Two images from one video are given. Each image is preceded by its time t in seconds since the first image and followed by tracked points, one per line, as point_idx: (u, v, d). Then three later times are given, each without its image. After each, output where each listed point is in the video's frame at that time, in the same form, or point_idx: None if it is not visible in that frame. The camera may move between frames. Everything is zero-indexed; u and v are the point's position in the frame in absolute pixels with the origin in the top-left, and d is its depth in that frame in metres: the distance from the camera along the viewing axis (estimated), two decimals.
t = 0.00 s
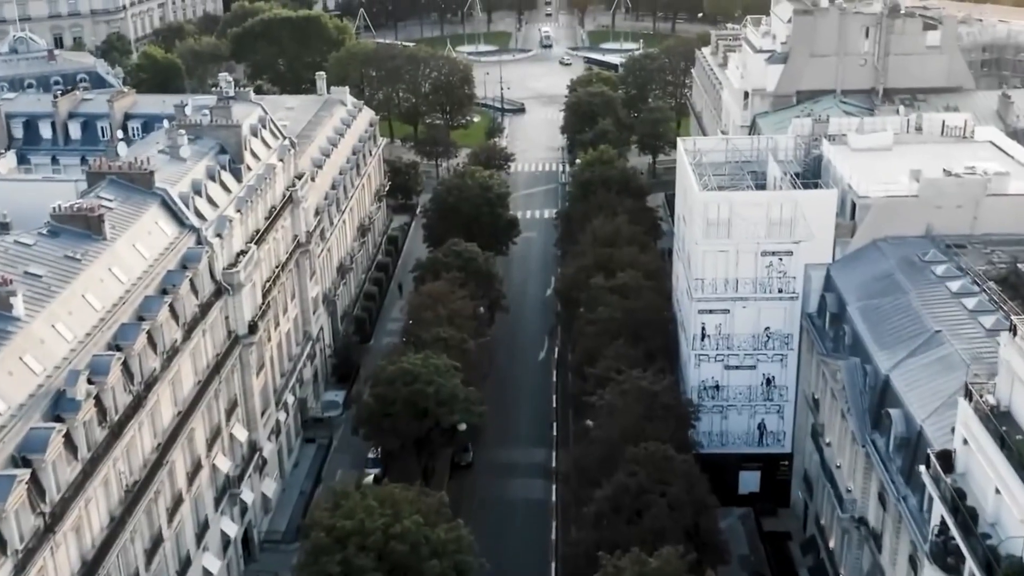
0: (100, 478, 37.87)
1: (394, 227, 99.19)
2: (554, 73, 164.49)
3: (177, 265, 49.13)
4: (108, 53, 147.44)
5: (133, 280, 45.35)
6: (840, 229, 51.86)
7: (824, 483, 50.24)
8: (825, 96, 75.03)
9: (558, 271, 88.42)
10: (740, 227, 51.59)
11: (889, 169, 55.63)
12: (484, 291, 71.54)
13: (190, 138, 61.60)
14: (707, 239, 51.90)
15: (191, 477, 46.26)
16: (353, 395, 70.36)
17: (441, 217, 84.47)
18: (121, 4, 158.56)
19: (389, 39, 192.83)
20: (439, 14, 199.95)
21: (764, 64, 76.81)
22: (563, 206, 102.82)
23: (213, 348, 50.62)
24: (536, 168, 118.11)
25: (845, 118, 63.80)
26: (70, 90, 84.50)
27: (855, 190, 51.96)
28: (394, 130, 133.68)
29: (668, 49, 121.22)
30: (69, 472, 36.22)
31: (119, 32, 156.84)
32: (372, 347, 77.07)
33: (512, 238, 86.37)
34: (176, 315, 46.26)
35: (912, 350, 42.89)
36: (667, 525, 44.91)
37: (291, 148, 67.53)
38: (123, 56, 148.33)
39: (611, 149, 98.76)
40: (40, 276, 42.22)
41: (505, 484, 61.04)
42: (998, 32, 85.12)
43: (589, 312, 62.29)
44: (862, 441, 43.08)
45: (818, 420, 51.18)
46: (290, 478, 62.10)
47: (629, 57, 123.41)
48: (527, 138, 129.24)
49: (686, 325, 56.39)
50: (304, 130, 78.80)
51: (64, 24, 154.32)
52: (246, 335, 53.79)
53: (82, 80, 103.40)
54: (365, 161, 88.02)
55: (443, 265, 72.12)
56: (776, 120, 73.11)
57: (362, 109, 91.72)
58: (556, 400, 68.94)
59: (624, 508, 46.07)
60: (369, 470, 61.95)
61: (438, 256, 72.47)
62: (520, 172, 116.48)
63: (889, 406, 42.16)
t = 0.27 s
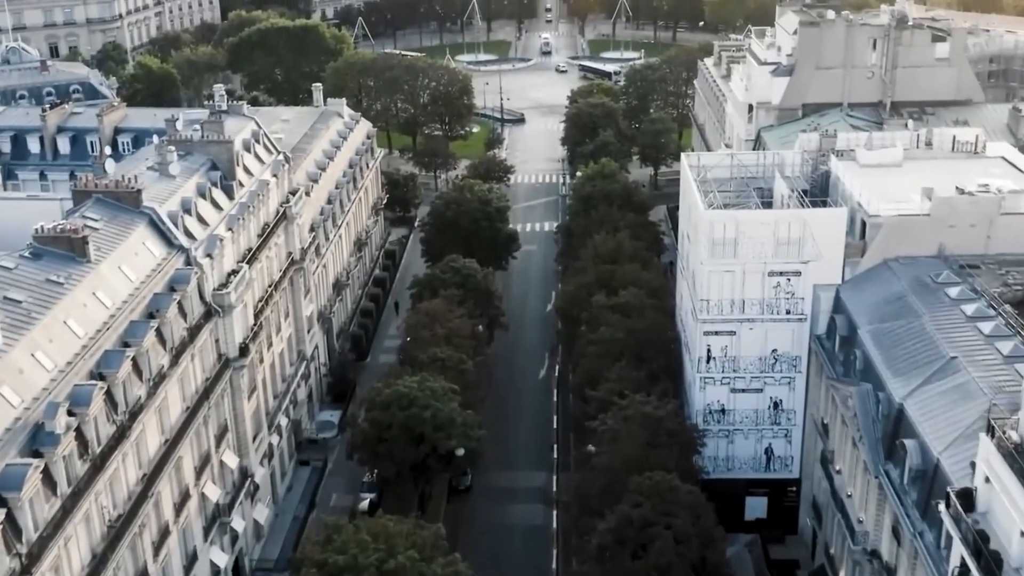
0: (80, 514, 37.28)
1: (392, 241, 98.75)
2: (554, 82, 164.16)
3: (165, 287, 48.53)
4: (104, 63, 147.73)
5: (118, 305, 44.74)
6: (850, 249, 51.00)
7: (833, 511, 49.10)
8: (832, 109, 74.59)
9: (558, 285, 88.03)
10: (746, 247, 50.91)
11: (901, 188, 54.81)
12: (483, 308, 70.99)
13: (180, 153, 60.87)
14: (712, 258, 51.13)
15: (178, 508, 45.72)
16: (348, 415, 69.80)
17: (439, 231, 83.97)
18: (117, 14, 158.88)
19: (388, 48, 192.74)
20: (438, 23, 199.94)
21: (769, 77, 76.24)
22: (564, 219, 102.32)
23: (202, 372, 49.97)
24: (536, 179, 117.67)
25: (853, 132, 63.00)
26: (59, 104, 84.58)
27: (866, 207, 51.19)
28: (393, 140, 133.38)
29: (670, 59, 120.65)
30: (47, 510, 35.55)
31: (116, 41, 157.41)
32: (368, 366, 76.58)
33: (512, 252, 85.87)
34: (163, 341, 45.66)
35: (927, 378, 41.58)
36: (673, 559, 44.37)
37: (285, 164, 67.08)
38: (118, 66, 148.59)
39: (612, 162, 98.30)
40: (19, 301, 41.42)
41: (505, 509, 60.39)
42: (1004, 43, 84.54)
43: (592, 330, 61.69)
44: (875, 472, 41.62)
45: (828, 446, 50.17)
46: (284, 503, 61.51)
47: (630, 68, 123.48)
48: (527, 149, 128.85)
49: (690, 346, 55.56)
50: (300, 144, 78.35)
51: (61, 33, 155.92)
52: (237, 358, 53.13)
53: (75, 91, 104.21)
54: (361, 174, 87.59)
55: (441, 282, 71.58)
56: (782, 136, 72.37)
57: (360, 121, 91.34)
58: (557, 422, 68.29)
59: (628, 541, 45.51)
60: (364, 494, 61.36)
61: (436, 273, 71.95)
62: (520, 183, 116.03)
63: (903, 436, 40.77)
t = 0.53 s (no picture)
0: (59, 553, 36.72)
1: (390, 255, 98.36)
2: (555, 92, 163.76)
3: (152, 310, 47.86)
4: (100, 72, 148.15)
5: (101, 331, 43.99)
6: (860, 269, 50.13)
7: (844, 541, 48.18)
8: (839, 122, 74.11)
9: (558, 300, 87.59)
10: (752, 268, 50.22)
11: (914, 206, 53.99)
12: (481, 325, 70.45)
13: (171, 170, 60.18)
14: (718, 279, 50.49)
15: (164, 541, 45.19)
16: (343, 435, 69.26)
17: (438, 246, 83.39)
18: (113, 23, 161.50)
19: (387, 58, 192.66)
20: (437, 32, 199.89)
21: (775, 90, 76.26)
22: (565, 232, 101.82)
23: (190, 398, 49.32)
24: (536, 192, 117.10)
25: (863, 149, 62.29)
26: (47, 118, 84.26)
27: (875, 228, 50.39)
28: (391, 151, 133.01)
29: (673, 70, 119.97)
30: (24, 551, 34.88)
31: (111, 51, 159.50)
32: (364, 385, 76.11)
33: (512, 267, 85.37)
34: (148, 367, 45.01)
35: (943, 407, 40.61)
36: None
37: (278, 179, 66.42)
38: (114, 75, 148.96)
39: (613, 175, 97.76)
40: None
41: (504, 536, 59.69)
42: (1012, 54, 82.41)
43: (594, 351, 61.12)
44: (890, 505, 40.73)
45: (838, 473, 49.21)
46: (277, 528, 60.95)
47: (632, 79, 122.81)
48: (528, 161, 128.40)
49: (696, 370, 54.73)
50: (295, 157, 77.72)
51: (56, 42, 157.91)
52: (227, 382, 52.53)
53: (68, 102, 104.71)
54: (358, 188, 87.18)
55: (438, 299, 70.99)
56: (790, 152, 71.90)
57: (357, 133, 90.91)
58: (558, 444, 67.62)
59: None
60: (358, 520, 60.79)
61: (434, 290, 71.39)
62: (521, 196, 115.49)
63: (920, 468, 39.88)
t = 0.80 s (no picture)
0: None
1: (387, 270, 97.91)
2: (555, 102, 163.45)
3: (137, 334, 47.16)
4: (95, 81, 147.93)
5: (82, 359, 43.15)
6: (872, 291, 49.44)
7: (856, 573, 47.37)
8: (846, 136, 73.53)
9: (558, 316, 87.11)
10: (760, 290, 49.71)
11: (929, 225, 53.35)
12: (479, 344, 69.88)
13: (160, 188, 59.38)
14: (725, 301, 49.97)
15: None
16: (338, 458, 68.65)
17: (437, 262, 82.83)
18: (109, 32, 161.65)
19: (386, 68, 192.37)
20: (437, 41, 199.71)
21: (780, 103, 75.16)
22: (566, 246, 101.33)
23: (178, 426, 48.72)
24: (536, 204, 116.57)
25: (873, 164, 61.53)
26: (36, 133, 85.07)
27: (888, 247, 49.75)
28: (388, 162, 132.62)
29: (676, 81, 119.63)
30: None
31: (107, 60, 159.67)
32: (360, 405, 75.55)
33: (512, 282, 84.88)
34: (133, 396, 44.37)
35: (961, 439, 39.76)
36: None
37: (271, 197, 65.80)
38: (110, 84, 148.96)
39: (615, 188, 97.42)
40: None
41: (501, 563, 59.02)
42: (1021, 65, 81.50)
43: (596, 372, 60.51)
44: (905, 541, 39.90)
45: (849, 503, 48.46)
46: (269, 556, 60.31)
47: (634, 90, 122.66)
48: (527, 172, 127.97)
49: (702, 394, 54.03)
50: (291, 172, 77.21)
51: (51, 51, 157.97)
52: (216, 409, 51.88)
53: (60, 114, 108.19)
54: (354, 202, 86.64)
55: (436, 318, 70.47)
56: (795, 168, 70.82)
57: (354, 146, 90.49)
58: (557, 467, 66.97)
59: None
60: (352, 547, 60.19)
61: (432, 308, 70.84)
62: (521, 208, 114.95)
63: (937, 503, 39.09)
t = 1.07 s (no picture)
0: None
1: (385, 283, 97.62)
2: (556, 111, 163.19)
3: (123, 358, 46.40)
4: (91, 91, 147.76)
5: (63, 386, 42.28)
6: (883, 312, 48.95)
7: None
8: (853, 149, 73.05)
9: (558, 332, 86.78)
10: (767, 311, 49.03)
11: (941, 242, 52.84)
12: (478, 362, 69.31)
13: (149, 205, 58.85)
14: (732, 322, 49.26)
15: None
16: (332, 479, 68.09)
17: (436, 276, 82.37)
18: (105, 40, 161.45)
19: (385, 76, 192.09)
20: (437, 49, 199.35)
21: (786, 115, 74.65)
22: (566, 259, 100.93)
23: (165, 453, 48.12)
24: (536, 215, 116.20)
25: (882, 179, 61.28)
26: (25, 146, 85.68)
27: (899, 266, 49.24)
28: (387, 173, 132.23)
29: (677, 90, 119.50)
30: None
31: (103, 68, 159.56)
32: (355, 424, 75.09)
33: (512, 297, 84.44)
34: (116, 424, 43.63)
35: (980, 469, 38.94)
36: None
37: (264, 212, 65.38)
38: (105, 93, 148.84)
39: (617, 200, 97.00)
40: None
41: None
42: None
43: (598, 393, 59.88)
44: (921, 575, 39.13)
45: (860, 532, 47.92)
46: None
47: (635, 99, 122.22)
48: (527, 183, 127.50)
49: (708, 418, 53.33)
50: (285, 186, 76.83)
51: (47, 60, 157.77)
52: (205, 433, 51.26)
53: (53, 125, 109.20)
54: (351, 215, 86.19)
55: (433, 335, 69.95)
56: (802, 181, 70.27)
57: (351, 157, 90.55)
58: (556, 489, 66.44)
59: None
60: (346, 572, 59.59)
61: (430, 325, 70.36)
62: (521, 219, 114.60)
63: (955, 536, 38.28)
